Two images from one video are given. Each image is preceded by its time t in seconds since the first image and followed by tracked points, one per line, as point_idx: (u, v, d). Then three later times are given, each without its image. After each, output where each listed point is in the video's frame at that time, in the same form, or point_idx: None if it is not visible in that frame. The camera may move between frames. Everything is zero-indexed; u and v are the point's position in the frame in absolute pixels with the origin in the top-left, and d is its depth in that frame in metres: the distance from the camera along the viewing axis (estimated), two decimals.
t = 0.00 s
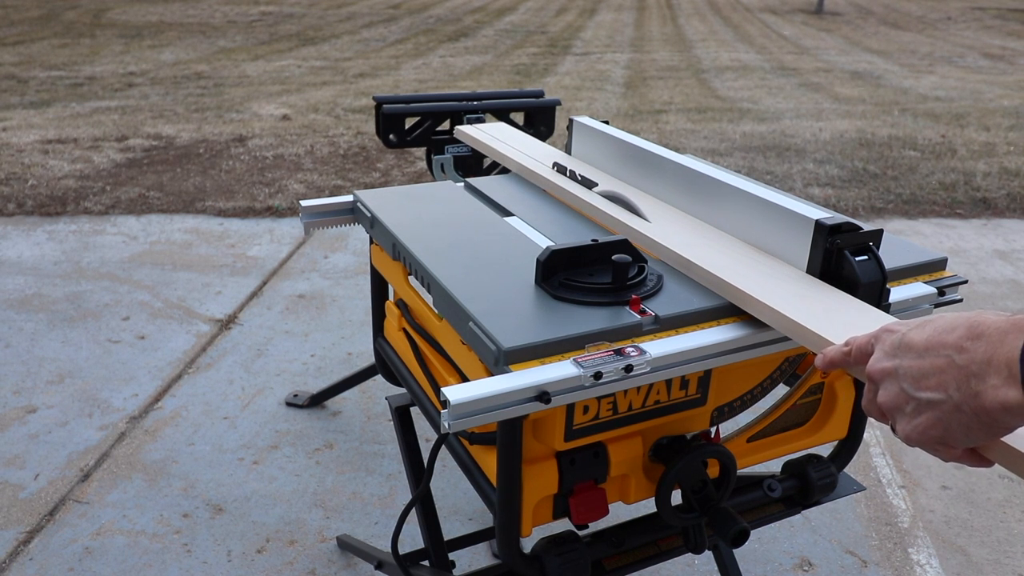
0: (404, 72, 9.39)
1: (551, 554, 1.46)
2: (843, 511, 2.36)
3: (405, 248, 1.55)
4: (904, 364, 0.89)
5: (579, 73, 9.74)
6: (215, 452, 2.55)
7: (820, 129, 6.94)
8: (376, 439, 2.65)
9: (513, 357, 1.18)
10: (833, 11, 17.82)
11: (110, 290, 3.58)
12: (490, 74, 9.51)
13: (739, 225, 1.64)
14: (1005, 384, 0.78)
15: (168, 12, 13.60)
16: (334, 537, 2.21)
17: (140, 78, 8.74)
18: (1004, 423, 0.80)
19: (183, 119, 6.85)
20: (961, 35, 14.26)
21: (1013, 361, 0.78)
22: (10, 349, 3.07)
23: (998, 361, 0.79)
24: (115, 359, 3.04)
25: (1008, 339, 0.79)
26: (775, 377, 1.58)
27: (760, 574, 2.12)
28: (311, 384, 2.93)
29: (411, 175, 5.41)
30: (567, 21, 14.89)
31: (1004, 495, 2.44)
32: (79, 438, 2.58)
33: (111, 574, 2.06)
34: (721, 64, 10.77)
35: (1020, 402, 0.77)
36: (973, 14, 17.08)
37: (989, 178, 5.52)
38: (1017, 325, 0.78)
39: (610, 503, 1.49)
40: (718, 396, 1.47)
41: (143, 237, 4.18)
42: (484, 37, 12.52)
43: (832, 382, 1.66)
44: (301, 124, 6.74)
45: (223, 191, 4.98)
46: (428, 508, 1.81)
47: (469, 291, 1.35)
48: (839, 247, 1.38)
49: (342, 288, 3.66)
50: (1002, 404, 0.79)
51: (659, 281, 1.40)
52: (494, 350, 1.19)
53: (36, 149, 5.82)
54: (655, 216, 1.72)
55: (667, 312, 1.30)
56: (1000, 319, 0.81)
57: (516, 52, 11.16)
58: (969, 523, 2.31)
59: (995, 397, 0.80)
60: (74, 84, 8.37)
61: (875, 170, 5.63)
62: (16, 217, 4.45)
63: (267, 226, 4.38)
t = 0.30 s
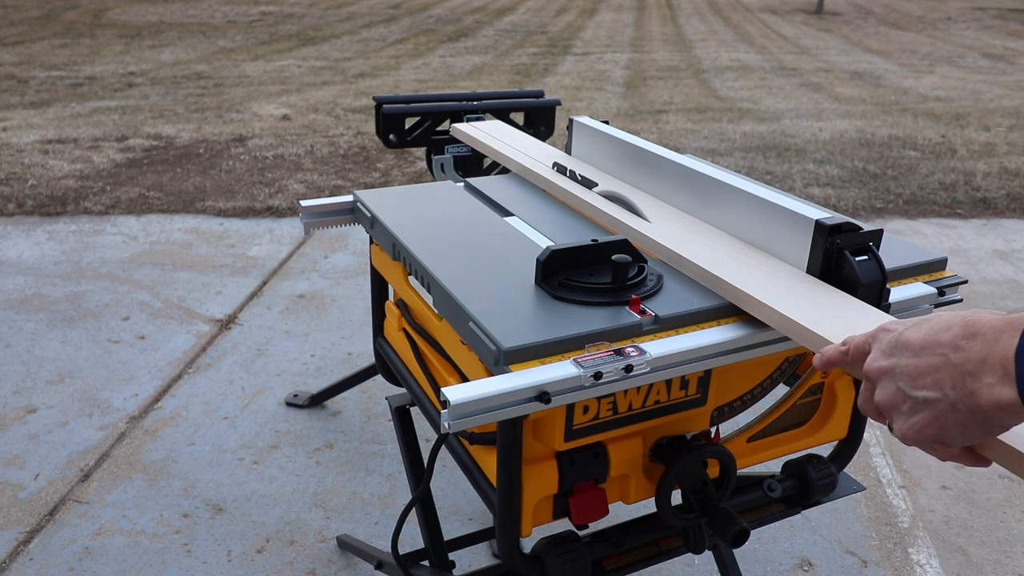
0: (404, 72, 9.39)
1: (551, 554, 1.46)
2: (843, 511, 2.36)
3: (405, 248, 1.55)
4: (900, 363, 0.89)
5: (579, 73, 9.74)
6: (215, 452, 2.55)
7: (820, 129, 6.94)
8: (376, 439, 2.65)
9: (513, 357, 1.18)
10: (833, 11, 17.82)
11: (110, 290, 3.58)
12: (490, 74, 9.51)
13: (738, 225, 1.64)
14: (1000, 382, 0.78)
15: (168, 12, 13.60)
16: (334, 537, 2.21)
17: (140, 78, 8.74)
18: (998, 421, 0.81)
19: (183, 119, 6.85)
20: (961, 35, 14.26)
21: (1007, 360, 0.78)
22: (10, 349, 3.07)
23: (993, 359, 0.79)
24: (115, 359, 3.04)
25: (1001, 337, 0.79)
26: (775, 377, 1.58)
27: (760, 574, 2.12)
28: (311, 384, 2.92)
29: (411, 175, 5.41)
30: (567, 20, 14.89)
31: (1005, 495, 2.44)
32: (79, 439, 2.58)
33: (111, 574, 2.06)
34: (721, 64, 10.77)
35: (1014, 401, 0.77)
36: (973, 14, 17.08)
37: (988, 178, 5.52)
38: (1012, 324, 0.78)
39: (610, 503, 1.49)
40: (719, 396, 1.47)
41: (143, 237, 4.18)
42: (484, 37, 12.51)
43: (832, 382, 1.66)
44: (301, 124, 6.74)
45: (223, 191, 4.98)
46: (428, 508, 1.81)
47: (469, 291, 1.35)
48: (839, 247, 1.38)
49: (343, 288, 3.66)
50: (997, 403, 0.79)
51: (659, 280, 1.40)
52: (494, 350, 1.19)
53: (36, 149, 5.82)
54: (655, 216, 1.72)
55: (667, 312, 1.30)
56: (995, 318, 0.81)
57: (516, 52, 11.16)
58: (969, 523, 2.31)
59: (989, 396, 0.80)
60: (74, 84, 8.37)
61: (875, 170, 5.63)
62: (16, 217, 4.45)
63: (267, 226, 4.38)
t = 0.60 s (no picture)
0: (404, 72, 9.39)
1: (551, 554, 1.46)
2: (843, 511, 2.36)
3: (404, 248, 1.55)
4: (902, 366, 0.89)
5: (579, 73, 9.74)
6: (215, 452, 2.55)
7: (820, 129, 6.94)
8: (376, 439, 2.65)
9: (513, 357, 1.18)
10: (833, 11, 17.82)
11: (110, 290, 3.58)
12: (490, 74, 9.51)
13: (738, 225, 1.64)
14: (1000, 385, 0.79)
15: (168, 12, 13.61)
16: (334, 537, 2.21)
17: (140, 78, 8.74)
18: (998, 423, 0.81)
19: (183, 119, 6.85)
20: (961, 36, 14.26)
21: (1007, 362, 0.78)
22: (10, 349, 3.07)
23: (993, 361, 0.79)
24: (115, 359, 3.04)
25: (1002, 340, 0.79)
26: (775, 377, 1.58)
27: (760, 574, 2.12)
28: (311, 384, 2.93)
29: (411, 175, 5.42)
30: (567, 20, 14.90)
31: (1004, 495, 2.44)
32: (79, 439, 2.58)
33: (111, 574, 2.06)
34: (721, 64, 10.77)
35: (1014, 403, 0.78)
36: (973, 14, 17.08)
37: (988, 178, 5.52)
38: (1012, 326, 0.79)
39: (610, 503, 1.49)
40: (718, 396, 1.47)
41: (143, 237, 4.18)
42: (484, 37, 12.52)
43: (832, 382, 1.66)
44: (301, 124, 6.74)
45: (223, 191, 4.98)
46: (428, 508, 1.81)
47: (469, 291, 1.35)
48: (839, 247, 1.38)
49: (343, 288, 3.66)
50: (997, 405, 0.79)
51: (659, 280, 1.40)
52: (494, 350, 1.19)
53: (36, 149, 5.82)
54: (655, 216, 1.72)
55: (667, 312, 1.30)
56: (995, 320, 0.81)
57: (516, 52, 11.16)
58: (969, 523, 2.31)
59: (990, 398, 0.80)
60: (74, 84, 8.37)
61: (875, 170, 5.63)
62: (16, 217, 4.45)
63: (267, 226, 4.38)
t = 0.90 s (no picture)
0: (404, 72, 9.39)
1: (551, 554, 1.46)
2: (843, 511, 2.36)
3: (405, 248, 1.56)
4: (897, 369, 0.89)
5: (579, 73, 9.74)
6: (215, 452, 2.55)
7: (820, 129, 6.94)
8: (376, 439, 2.65)
9: (513, 357, 1.18)
10: (833, 11, 17.83)
11: (110, 290, 3.58)
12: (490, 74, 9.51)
13: (738, 225, 1.64)
14: (995, 388, 0.78)
15: (168, 12, 13.61)
16: (334, 537, 2.21)
17: (140, 78, 8.74)
18: (995, 426, 0.80)
19: (183, 119, 6.85)
20: (961, 35, 14.26)
21: (1001, 365, 0.78)
22: (10, 349, 3.07)
23: (989, 364, 0.79)
24: (115, 359, 3.04)
25: (996, 342, 0.79)
26: (775, 377, 1.58)
27: (760, 574, 2.12)
28: (311, 384, 2.93)
29: (412, 175, 5.41)
30: (567, 20, 14.90)
31: (1005, 495, 2.44)
32: (79, 439, 2.58)
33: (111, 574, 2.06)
34: (721, 64, 10.77)
35: (1009, 405, 0.77)
36: (973, 14, 17.08)
37: (988, 178, 5.52)
38: (1005, 328, 0.78)
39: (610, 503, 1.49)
40: (719, 396, 1.47)
41: (143, 237, 4.18)
42: (484, 37, 12.52)
43: (832, 382, 1.66)
44: (301, 124, 6.74)
45: (223, 191, 4.98)
46: (428, 508, 1.81)
47: (469, 291, 1.35)
48: (839, 247, 1.38)
49: (343, 288, 3.66)
50: (993, 408, 0.79)
51: (659, 280, 1.40)
52: (494, 350, 1.19)
53: (36, 149, 5.82)
54: (655, 215, 1.72)
55: (668, 312, 1.30)
56: (989, 322, 0.81)
57: (516, 52, 11.17)
58: (969, 523, 2.31)
59: (987, 401, 0.79)
60: (74, 84, 8.37)
61: (875, 170, 5.63)
62: (16, 217, 4.45)
63: (267, 226, 4.38)
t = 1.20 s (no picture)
0: (404, 72, 9.39)
1: (551, 554, 1.46)
2: (843, 511, 2.35)
3: (405, 248, 1.55)
4: (899, 380, 0.89)
5: (579, 73, 9.73)
6: (215, 452, 2.55)
7: (820, 129, 6.94)
8: (376, 439, 2.65)
9: (513, 357, 1.18)
10: (832, 11, 17.83)
11: (110, 290, 3.58)
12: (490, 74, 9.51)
13: (738, 225, 1.64)
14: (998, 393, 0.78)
15: (168, 12, 13.60)
16: (334, 537, 2.21)
17: (140, 78, 8.74)
18: (1000, 431, 0.81)
19: (183, 119, 6.85)
20: (961, 35, 14.26)
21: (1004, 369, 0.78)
22: (10, 349, 3.07)
23: (990, 370, 0.79)
24: (115, 359, 3.04)
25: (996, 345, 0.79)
26: (775, 377, 1.58)
27: (760, 573, 2.12)
28: (311, 384, 2.92)
29: (412, 175, 5.42)
30: (567, 20, 14.89)
31: (1004, 495, 2.44)
32: (79, 438, 2.58)
33: (111, 574, 2.06)
34: (721, 64, 10.77)
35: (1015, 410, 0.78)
36: (973, 14, 17.08)
37: (988, 178, 5.52)
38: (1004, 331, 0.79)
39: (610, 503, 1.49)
40: (718, 397, 1.47)
41: (143, 237, 4.18)
42: (484, 37, 12.52)
43: (832, 382, 1.66)
44: (302, 124, 6.74)
45: (223, 191, 4.98)
46: (428, 508, 1.81)
47: (469, 291, 1.35)
48: (839, 247, 1.38)
49: (342, 288, 3.66)
50: (997, 413, 0.79)
51: (659, 281, 1.40)
52: (494, 351, 1.19)
53: (36, 149, 5.82)
54: (655, 216, 1.72)
55: (667, 312, 1.30)
56: (987, 326, 0.81)
57: (516, 52, 11.17)
58: (969, 523, 2.31)
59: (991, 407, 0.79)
60: (74, 84, 8.36)
61: (875, 170, 5.63)
62: (16, 217, 4.45)
63: (267, 226, 4.38)
